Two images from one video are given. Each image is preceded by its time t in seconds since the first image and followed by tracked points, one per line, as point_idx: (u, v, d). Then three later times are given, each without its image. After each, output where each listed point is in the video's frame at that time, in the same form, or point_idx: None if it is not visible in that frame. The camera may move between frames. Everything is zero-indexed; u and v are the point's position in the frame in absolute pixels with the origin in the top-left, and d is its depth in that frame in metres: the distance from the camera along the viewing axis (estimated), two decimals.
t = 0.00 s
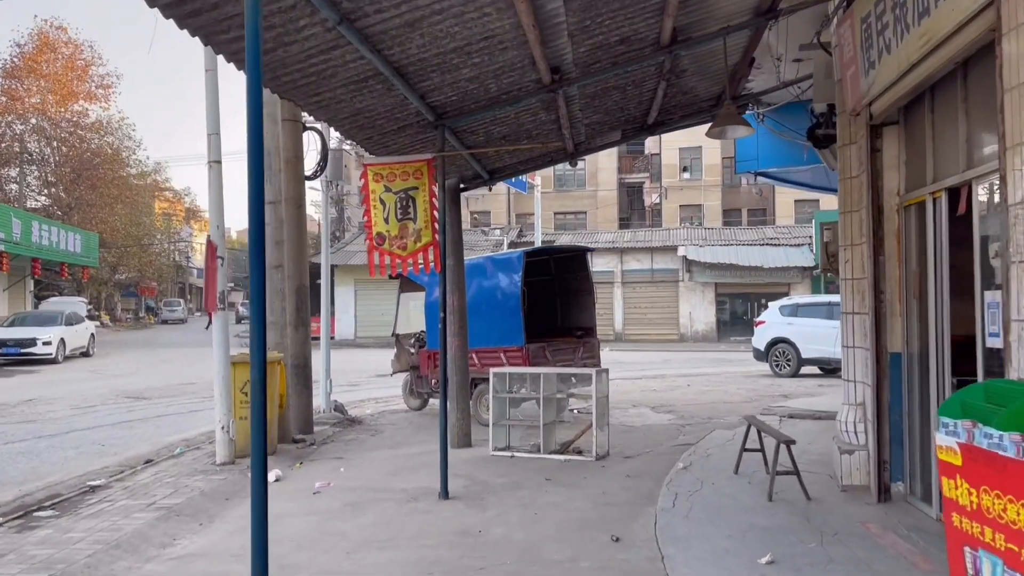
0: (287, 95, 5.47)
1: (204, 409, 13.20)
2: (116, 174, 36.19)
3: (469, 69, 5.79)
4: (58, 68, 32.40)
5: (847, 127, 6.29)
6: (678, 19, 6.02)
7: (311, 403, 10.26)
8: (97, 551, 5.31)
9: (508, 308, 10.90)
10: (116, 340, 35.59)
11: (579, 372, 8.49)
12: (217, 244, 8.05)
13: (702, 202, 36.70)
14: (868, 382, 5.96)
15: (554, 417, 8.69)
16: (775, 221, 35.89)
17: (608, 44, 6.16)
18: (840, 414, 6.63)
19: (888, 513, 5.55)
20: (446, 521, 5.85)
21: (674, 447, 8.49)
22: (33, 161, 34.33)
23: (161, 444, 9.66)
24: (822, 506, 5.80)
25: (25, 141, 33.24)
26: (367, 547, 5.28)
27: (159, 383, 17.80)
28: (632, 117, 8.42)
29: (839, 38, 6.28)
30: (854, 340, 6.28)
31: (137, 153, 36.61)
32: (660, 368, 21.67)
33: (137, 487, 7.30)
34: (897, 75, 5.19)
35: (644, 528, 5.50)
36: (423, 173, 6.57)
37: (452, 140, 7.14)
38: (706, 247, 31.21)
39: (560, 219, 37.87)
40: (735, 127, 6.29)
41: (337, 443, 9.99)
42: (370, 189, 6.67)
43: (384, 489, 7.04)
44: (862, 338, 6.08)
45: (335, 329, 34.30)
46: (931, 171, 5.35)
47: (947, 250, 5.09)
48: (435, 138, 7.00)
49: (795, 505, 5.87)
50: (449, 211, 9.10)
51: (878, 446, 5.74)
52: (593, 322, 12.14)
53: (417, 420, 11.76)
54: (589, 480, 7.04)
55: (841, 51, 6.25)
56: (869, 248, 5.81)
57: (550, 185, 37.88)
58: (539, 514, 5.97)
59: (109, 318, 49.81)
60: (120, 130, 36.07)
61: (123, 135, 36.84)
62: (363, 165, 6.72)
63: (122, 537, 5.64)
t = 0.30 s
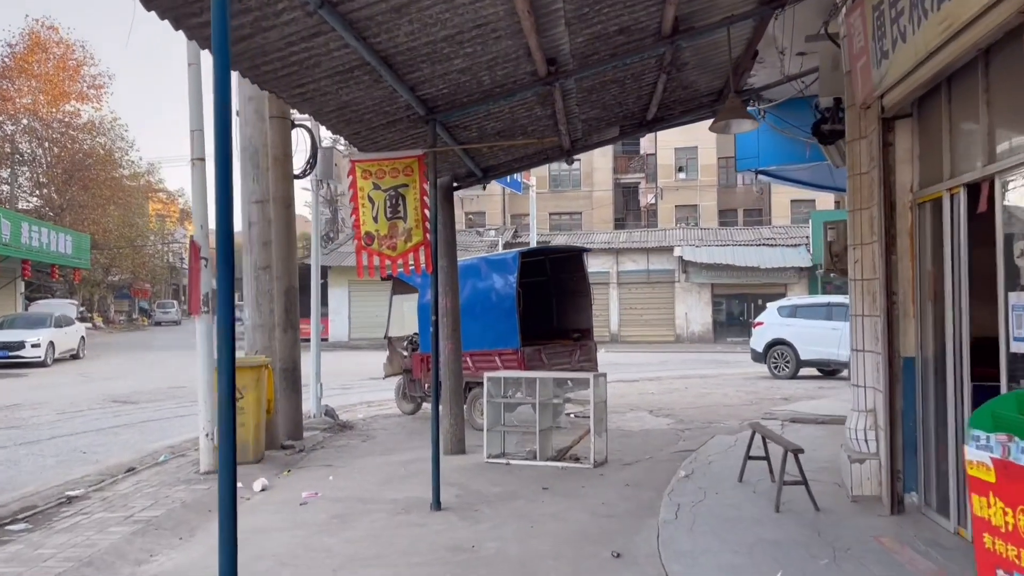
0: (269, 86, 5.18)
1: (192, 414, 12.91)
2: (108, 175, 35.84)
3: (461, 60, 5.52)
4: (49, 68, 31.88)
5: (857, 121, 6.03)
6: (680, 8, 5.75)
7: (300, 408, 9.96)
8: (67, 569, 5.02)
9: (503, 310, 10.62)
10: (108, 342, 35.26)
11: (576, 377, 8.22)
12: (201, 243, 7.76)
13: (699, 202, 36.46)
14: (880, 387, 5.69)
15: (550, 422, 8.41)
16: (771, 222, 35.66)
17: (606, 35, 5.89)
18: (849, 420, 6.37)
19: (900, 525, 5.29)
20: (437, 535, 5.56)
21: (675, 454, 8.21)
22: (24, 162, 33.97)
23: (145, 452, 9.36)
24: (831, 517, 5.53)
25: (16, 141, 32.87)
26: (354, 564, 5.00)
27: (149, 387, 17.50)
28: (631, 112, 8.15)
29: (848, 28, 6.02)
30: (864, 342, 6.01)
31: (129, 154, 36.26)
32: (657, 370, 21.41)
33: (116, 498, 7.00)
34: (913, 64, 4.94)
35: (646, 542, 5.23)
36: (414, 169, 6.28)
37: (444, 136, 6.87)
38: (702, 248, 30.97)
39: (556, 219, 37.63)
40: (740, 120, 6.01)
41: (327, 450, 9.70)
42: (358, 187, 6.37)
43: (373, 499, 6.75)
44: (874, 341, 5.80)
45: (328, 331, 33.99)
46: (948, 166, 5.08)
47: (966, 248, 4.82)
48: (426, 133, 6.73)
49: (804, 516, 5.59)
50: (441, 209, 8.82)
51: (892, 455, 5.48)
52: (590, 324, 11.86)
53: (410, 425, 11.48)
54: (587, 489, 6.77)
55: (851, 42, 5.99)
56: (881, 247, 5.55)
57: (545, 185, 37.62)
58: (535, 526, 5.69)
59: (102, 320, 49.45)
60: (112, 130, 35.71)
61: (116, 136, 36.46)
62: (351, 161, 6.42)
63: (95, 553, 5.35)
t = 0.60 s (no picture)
0: (247, 65, 4.86)
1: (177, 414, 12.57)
2: (95, 173, 35.35)
3: (453, 40, 5.22)
4: (35, 63, 31.58)
5: (867, 106, 5.76)
6: None
7: (288, 408, 9.68)
8: None
9: (496, 307, 10.32)
10: (96, 341, 34.80)
11: (573, 375, 7.93)
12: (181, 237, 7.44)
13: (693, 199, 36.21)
14: (894, 385, 5.42)
15: (546, 422, 8.12)
16: (765, 218, 35.48)
17: (605, 14, 5.59)
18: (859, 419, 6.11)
19: (917, 530, 5.02)
20: (428, 543, 5.26)
21: (676, 455, 7.93)
22: (9, 159, 33.45)
23: (126, 454, 9.02)
24: (844, 522, 5.26)
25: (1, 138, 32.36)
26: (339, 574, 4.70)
27: (135, 387, 17.13)
28: (629, 101, 7.87)
29: (859, 8, 5.73)
30: (876, 338, 5.74)
31: (117, 151, 35.77)
32: (652, 367, 21.15)
33: (91, 503, 6.68)
34: (932, 42, 4.66)
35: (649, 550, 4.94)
36: (403, 157, 5.98)
37: (435, 122, 6.57)
38: (697, 245, 30.73)
39: (548, 216, 37.35)
40: (747, 106, 5.73)
41: (315, 452, 9.39)
42: (344, 176, 6.06)
43: (362, 504, 6.45)
44: (888, 337, 5.52)
45: (320, 330, 33.64)
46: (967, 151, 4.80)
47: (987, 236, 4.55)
48: (416, 120, 6.43)
49: (816, 522, 5.31)
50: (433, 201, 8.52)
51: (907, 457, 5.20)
52: (586, 321, 11.58)
53: (402, 425, 11.17)
54: (586, 492, 6.48)
55: (861, 23, 5.71)
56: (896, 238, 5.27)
57: (538, 182, 37.32)
58: (532, 533, 5.40)
59: (90, 319, 48.91)
60: (100, 127, 35.23)
61: (103, 133, 35.96)
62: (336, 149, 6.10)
63: (64, 564, 5.03)
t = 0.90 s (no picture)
0: (220, 50, 4.55)
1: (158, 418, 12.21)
2: (79, 171, 34.77)
3: (440, 24, 4.92)
4: (15, 59, 30.87)
5: (875, 97, 5.50)
6: None
7: (271, 411, 9.41)
8: None
9: (486, 307, 10.03)
10: (81, 342, 34.31)
11: (566, 377, 7.65)
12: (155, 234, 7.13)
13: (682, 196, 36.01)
14: (905, 388, 5.17)
15: (539, 426, 7.84)
16: (755, 216, 35.32)
17: None
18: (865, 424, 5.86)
19: (931, 541, 4.76)
20: (416, 558, 4.97)
21: (673, 459, 7.67)
22: None
23: (101, 461, 8.68)
24: (854, 533, 5.00)
25: None
26: None
27: (116, 388, 16.75)
28: (624, 92, 7.60)
29: None
30: (884, 339, 5.49)
31: (100, 149, 35.22)
32: (644, 366, 20.91)
33: (61, 515, 6.34)
34: (950, 26, 4.39)
35: (650, 564, 4.67)
36: (389, 150, 5.68)
37: (422, 113, 6.28)
38: (687, 242, 30.54)
39: (538, 214, 37.08)
40: (749, 94, 5.46)
41: (299, 458, 9.08)
42: (326, 169, 5.74)
43: (347, 515, 6.15)
44: (898, 338, 5.26)
45: (307, 330, 33.27)
46: (983, 141, 4.55)
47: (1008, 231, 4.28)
48: (402, 111, 6.13)
49: (823, 532, 5.05)
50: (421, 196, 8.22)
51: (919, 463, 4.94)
52: (578, 321, 11.31)
53: (389, 429, 10.87)
54: (581, 500, 6.20)
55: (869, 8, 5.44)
56: (907, 233, 5.01)
57: (527, 179, 37.03)
58: (526, 546, 5.12)
59: (74, 318, 48.30)
60: (83, 125, 34.71)
61: (87, 130, 35.40)
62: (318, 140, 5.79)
63: None
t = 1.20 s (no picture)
0: (185, 27, 4.30)
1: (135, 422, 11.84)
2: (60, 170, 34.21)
3: (424, 4, 4.63)
4: None
5: (881, 83, 5.25)
6: None
7: (251, 412, 9.10)
8: None
9: (474, 306, 9.74)
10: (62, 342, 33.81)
11: (557, 378, 7.36)
12: (127, 230, 6.77)
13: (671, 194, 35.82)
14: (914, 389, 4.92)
15: (529, 428, 7.55)
16: (743, 215, 35.11)
17: None
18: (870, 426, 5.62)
19: (945, 549, 4.51)
20: (400, 570, 4.68)
21: (668, 462, 7.41)
22: None
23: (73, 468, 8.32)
24: (862, 541, 4.74)
25: None
26: None
27: (94, 391, 16.33)
28: (616, 82, 7.33)
29: None
30: (891, 337, 5.24)
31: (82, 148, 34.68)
32: (633, 366, 20.67)
33: (24, 526, 6.00)
34: (965, 3, 4.13)
35: None
36: (370, 138, 5.38)
37: (405, 100, 5.98)
38: (676, 241, 30.35)
39: (526, 213, 36.81)
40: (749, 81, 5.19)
41: (281, 462, 8.76)
42: (304, 159, 5.43)
43: (328, 524, 5.84)
44: (907, 336, 5.00)
45: (292, 330, 32.88)
46: (998, 127, 4.30)
47: None
48: (384, 99, 5.83)
49: (830, 540, 4.79)
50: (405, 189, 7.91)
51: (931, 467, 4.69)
52: (569, 320, 11.01)
53: (375, 431, 10.56)
54: (574, 507, 5.92)
55: None
56: (917, 225, 4.76)
57: (515, 178, 36.73)
58: (517, 557, 4.83)
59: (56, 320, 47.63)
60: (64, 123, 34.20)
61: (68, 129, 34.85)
62: (294, 129, 5.48)
63: None
